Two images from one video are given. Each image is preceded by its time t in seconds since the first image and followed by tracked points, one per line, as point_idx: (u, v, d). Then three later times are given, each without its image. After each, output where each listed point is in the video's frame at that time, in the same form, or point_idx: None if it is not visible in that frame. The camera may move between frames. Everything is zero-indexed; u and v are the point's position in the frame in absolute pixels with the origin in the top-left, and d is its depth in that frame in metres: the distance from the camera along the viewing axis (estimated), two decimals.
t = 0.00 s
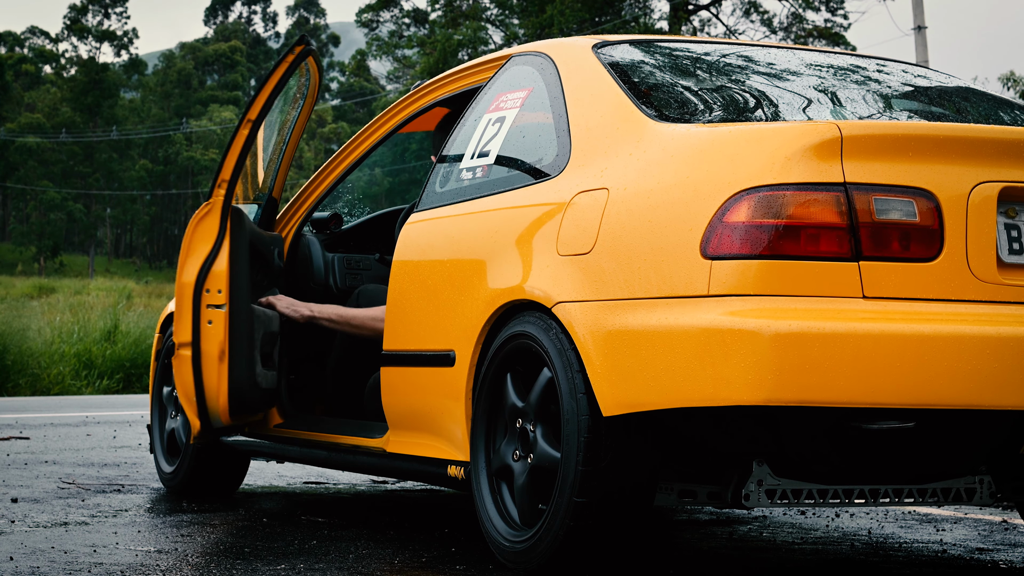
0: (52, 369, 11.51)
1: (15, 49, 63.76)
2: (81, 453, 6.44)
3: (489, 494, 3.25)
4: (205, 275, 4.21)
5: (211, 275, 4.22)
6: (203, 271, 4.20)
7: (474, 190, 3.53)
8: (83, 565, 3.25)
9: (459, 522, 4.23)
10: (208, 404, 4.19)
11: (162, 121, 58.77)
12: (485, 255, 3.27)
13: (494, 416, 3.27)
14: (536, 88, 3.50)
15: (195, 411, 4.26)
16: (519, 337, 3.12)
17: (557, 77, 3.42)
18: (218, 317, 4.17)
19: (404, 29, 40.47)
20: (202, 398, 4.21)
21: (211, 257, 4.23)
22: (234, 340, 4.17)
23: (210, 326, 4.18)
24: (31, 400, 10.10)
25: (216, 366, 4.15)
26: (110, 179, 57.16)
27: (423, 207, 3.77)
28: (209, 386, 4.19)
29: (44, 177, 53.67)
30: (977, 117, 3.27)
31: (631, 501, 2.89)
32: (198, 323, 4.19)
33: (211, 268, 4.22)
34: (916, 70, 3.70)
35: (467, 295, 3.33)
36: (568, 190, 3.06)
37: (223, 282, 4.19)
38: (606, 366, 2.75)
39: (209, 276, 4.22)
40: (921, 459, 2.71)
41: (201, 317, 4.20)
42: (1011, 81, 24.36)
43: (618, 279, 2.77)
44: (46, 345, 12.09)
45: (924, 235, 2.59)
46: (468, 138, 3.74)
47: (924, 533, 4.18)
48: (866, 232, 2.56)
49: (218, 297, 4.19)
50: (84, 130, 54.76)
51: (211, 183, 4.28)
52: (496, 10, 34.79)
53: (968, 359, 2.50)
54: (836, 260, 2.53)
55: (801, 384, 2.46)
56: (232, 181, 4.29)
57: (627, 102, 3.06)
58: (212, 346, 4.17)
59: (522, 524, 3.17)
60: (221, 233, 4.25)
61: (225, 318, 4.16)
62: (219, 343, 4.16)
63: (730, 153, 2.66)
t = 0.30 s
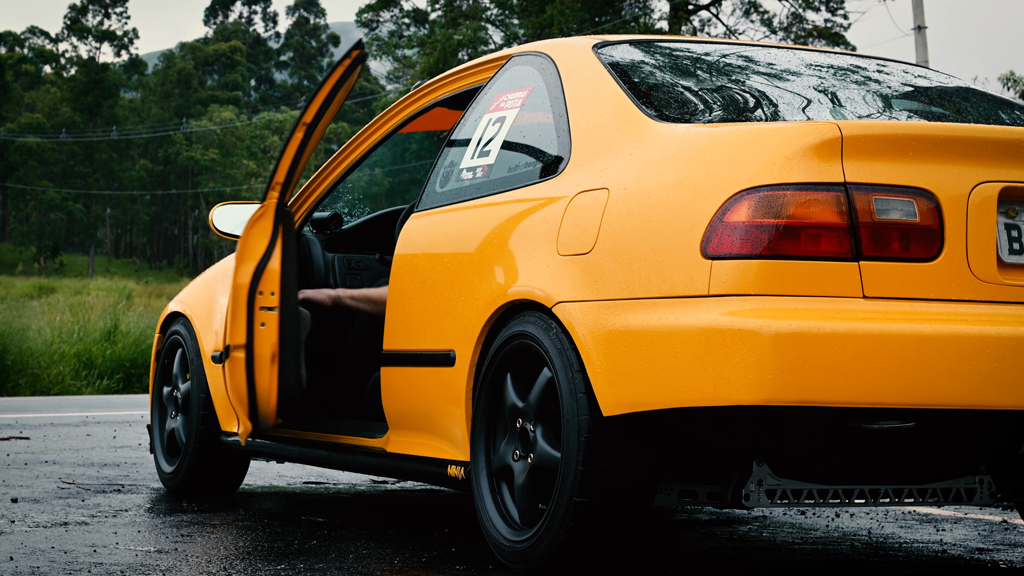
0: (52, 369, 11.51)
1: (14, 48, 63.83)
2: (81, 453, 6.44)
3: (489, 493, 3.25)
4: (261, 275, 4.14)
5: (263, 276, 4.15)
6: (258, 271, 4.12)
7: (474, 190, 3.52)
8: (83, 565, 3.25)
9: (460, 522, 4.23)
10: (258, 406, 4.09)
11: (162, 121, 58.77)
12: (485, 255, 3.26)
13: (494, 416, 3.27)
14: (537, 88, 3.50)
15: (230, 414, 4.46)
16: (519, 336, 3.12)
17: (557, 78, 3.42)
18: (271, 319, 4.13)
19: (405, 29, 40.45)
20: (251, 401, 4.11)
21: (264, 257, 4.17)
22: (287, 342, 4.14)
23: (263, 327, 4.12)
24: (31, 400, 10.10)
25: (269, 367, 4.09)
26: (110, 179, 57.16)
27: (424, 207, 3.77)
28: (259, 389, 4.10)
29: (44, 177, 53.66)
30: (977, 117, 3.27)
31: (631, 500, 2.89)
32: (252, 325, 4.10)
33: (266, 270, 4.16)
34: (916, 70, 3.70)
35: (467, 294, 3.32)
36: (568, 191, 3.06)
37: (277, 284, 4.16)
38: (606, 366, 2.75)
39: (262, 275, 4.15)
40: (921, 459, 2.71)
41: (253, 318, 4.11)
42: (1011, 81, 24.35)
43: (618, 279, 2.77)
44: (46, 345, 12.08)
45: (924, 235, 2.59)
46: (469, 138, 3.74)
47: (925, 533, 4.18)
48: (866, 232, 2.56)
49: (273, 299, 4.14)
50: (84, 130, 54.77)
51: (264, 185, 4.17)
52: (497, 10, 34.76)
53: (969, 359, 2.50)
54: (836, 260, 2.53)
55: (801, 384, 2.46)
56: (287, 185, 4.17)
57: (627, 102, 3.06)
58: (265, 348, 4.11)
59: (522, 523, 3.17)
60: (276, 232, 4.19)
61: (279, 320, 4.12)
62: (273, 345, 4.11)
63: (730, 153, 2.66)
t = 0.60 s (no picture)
0: (52, 369, 11.51)
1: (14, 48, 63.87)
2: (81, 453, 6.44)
3: (489, 493, 3.25)
4: (333, 280, 3.99)
5: (335, 281, 4.01)
6: (331, 275, 3.98)
7: (474, 190, 3.52)
8: (84, 565, 3.25)
9: (460, 522, 4.23)
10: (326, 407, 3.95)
11: (162, 121, 58.77)
12: (485, 255, 3.26)
13: (494, 416, 3.27)
14: (537, 88, 3.51)
15: (230, 413, 4.74)
16: (520, 336, 3.11)
17: (558, 78, 3.42)
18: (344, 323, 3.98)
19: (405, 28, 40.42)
20: (319, 402, 3.96)
21: (338, 261, 4.03)
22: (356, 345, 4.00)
23: (336, 331, 3.97)
24: (31, 400, 10.10)
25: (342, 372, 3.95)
26: (110, 179, 57.17)
27: (424, 207, 3.76)
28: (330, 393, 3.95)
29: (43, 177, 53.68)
30: (977, 117, 3.27)
31: (631, 500, 2.89)
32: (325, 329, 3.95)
33: (337, 275, 4.02)
34: (916, 70, 3.70)
35: (467, 295, 3.32)
36: (568, 191, 3.06)
37: (349, 288, 4.00)
38: (606, 366, 2.75)
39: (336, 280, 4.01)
40: (921, 459, 2.71)
41: (326, 322, 3.97)
42: (1011, 81, 24.35)
43: (618, 279, 2.77)
44: (46, 345, 12.08)
45: (924, 235, 2.59)
46: (469, 138, 3.73)
47: (925, 533, 4.18)
48: (866, 232, 2.56)
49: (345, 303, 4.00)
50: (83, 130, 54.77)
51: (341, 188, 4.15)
52: (497, 10, 34.73)
53: (969, 359, 2.51)
54: (836, 260, 2.53)
55: (801, 384, 2.46)
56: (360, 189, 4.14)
57: (627, 102, 3.06)
58: (338, 352, 3.96)
59: (522, 523, 3.17)
60: (346, 240, 4.08)
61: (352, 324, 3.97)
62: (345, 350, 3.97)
63: (730, 152, 2.66)
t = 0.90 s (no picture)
0: (52, 369, 11.51)
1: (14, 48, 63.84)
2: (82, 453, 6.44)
3: (489, 493, 3.25)
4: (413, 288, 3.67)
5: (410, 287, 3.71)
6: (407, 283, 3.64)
7: (474, 190, 3.52)
8: (83, 565, 3.25)
9: (460, 522, 4.23)
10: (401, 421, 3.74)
11: (162, 121, 58.79)
12: (485, 253, 3.27)
13: (494, 416, 3.27)
14: (536, 89, 3.51)
15: (230, 413, 4.76)
16: (520, 336, 3.11)
17: (558, 78, 3.42)
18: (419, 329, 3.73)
19: (405, 28, 40.39)
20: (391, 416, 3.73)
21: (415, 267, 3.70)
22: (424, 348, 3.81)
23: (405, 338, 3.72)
24: (31, 400, 10.10)
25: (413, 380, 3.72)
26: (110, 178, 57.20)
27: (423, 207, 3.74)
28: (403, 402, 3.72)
29: (43, 177, 53.71)
30: (977, 117, 3.27)
31: (631, 500, 2.89)
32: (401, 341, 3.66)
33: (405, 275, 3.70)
34: (916, 71, 3.70)
35: (467, 296, 3.32)
36: (568, 191, 3.06)
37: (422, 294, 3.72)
38: (606, 366, 2.75)
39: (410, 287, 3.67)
40: (920, 459, 2.71)
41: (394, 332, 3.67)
42: (1011, 81, 24.35)
43: (619, 279, 2.77)
44: (46, 346, 12.07)
45: (924, 235, 2.59)
46: (468, 138, 3.73)
47: (924, 533, 4.18)
48: (866, 232, 2.56)
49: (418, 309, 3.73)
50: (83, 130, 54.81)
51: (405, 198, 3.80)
52: (497, 10, 34.70)
53: (969, 359, 2.51)
54: (836, 260, 2.53)
55: (800, 384, 2.46)
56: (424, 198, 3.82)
57: (627, 101, 3.07)
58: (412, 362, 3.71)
59: (522, 523, 3.17)
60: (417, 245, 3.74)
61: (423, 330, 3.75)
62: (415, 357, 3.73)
63: (731, 152, 2.66)
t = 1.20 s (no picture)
0: (52, 369, 11.51)
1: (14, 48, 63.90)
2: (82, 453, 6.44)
3: (489, 493, 3.26)
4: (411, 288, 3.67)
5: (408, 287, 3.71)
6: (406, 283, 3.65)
7: (473, 190, 3.52)
8: (84, 565, 3.25)
9: (460, 522, 4.23)
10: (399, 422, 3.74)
11: (162, 121, 58.79)
12: (485, 253, 3.27)
13: (494, 416, 3.27)
14: (536, 89, 3.51)
15: (230, 413, 4.76)
16: (520, 336, 3.11)
17: (558, 79, 3.43)
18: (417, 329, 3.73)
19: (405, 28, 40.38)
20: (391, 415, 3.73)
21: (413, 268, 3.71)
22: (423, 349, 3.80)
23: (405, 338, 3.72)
24: (31, 400, 10.10)
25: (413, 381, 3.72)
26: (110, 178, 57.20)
27: (423, 207, 3.74)
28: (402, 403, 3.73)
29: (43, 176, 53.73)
30: (977, 117, 3.27)
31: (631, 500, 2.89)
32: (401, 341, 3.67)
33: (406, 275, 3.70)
34: (916, 71, 3.70)
35: (467, 296, 3.32)
36: (568, 192, 3.06)
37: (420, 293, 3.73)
38: (606, 366, 2.75)
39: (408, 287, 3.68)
40: (920, 459, 2.71)
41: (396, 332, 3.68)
42: (1011, 81, 24.36)
43: (618, 279, 2.77)
44: (46, 346, 12.06)
45: (924, 235, 2.59)
46: (468, 138, 3.73)
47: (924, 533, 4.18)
48: (866, 232, 2.56)
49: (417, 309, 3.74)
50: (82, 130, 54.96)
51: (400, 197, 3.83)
52: (497, 10, 34.69)
53: (969, 359, 2.51)
54: (836, 260, 2.53)
55: (800, 384, 2.46)
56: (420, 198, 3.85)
57: (628, 102, 3.07)
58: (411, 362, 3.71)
59: (522, 523, 3.17)
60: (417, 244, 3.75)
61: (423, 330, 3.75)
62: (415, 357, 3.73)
63: (731, 152, 2.67)
